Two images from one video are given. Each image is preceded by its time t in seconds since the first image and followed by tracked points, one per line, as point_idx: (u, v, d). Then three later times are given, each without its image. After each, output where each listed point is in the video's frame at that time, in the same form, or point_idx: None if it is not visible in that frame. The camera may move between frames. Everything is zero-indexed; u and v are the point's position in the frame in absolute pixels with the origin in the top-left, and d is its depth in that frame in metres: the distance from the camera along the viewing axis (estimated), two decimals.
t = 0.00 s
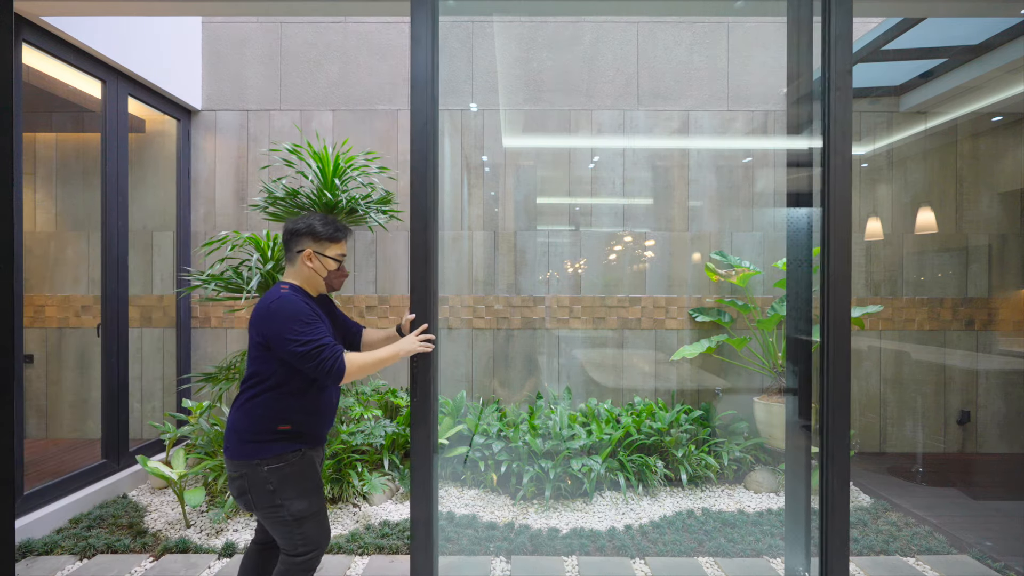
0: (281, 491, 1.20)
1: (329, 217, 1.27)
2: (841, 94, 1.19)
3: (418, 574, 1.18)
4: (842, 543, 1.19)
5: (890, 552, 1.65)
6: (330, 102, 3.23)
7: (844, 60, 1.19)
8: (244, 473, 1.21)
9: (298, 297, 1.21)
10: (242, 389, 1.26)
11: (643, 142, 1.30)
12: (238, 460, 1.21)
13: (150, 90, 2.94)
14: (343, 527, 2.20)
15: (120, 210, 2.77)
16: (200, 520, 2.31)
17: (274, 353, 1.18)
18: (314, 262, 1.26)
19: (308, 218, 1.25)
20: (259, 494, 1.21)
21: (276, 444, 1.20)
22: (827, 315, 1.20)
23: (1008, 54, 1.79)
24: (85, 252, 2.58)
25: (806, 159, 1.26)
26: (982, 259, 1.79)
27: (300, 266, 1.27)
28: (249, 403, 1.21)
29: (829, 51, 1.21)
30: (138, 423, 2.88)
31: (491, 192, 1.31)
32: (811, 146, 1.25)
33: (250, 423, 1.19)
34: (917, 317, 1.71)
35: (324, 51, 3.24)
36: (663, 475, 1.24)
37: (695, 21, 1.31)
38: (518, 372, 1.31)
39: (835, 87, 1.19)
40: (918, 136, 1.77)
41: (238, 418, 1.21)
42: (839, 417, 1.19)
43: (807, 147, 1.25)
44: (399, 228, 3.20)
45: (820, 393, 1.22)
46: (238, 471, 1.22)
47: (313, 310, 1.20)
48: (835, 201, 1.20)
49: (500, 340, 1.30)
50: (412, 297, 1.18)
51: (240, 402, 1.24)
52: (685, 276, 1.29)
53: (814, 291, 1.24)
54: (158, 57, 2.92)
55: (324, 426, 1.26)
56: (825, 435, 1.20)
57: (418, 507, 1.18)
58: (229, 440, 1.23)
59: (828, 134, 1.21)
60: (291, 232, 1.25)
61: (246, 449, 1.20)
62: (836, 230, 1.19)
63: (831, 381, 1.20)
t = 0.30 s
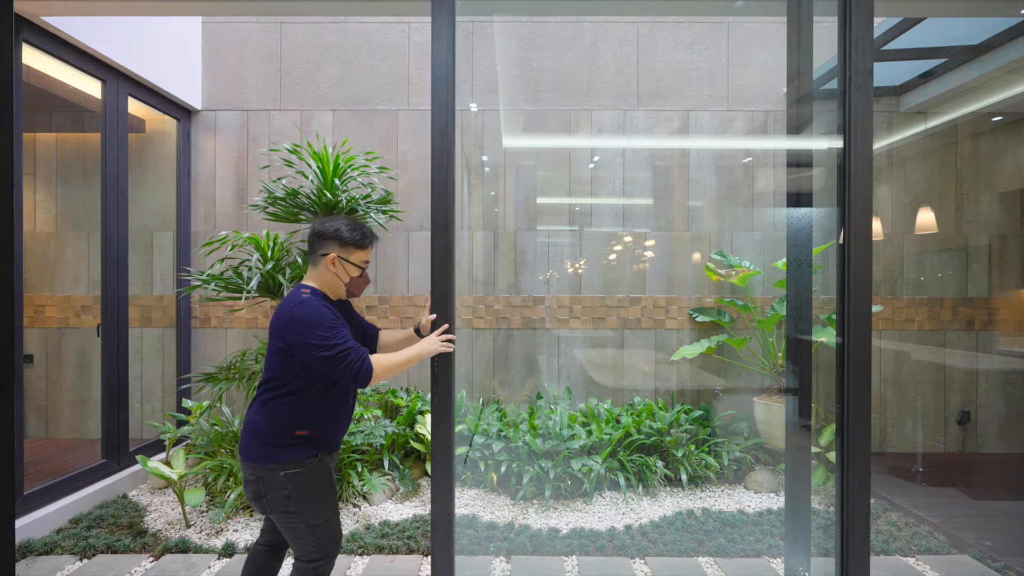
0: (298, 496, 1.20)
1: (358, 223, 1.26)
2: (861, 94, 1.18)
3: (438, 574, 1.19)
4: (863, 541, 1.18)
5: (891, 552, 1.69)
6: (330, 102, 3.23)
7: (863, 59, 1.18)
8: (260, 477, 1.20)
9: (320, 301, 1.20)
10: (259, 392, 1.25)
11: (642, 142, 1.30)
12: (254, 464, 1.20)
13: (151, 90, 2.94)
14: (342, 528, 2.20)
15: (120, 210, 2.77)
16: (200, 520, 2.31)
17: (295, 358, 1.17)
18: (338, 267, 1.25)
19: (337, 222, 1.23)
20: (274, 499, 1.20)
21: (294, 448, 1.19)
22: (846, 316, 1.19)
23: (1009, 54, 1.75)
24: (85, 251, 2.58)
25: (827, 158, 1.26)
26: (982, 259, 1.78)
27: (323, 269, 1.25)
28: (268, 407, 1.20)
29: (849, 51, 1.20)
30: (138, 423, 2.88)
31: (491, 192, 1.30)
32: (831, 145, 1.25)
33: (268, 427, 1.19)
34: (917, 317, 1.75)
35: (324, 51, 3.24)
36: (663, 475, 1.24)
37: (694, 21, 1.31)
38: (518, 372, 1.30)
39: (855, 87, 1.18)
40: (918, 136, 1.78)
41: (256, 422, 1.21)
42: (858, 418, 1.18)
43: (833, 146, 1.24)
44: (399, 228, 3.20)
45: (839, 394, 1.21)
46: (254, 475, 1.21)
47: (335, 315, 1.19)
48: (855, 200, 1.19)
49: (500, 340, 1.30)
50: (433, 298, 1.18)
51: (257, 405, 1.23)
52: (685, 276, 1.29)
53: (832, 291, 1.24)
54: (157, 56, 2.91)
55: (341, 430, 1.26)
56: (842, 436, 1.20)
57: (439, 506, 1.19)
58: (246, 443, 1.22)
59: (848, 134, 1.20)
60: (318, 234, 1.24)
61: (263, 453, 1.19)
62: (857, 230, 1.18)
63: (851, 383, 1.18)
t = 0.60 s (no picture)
0: (315, 499, 1.20)
1: (380, 217, 1.24)
2: (882, 95, 1.17)
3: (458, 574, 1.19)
4: (881, 542, 1.17)
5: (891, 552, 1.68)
6: (330, 102, 3.23)
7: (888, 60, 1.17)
8: (278, 479, 1.21)
9: (346, 299, 1.19)
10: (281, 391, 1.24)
11: (642, 142, 1.30)
12: (273, 465, 1.20)
13: (151, 90, 2.94)
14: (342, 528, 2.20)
15: (120, 210, 2.77)
16: (200, 520, 2.31)
17: (321, 357, 1.16)
18: (360, 263, 1.24)
19: (359, 216, 1.22)
20: (288, 502, 1.21)
21: (314, 451, 1.19)
22: (865, 316, 1.19)
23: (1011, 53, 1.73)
24: (85, 251, 2.58)
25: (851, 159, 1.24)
26: (982, 259, 1.82)
27: (345, 264, 1.24)
28: (290, 407, 1.19)
29: (872, 51, 1.19)
30: (138, 423, 2.88)
31: (492, 192, 1.28)
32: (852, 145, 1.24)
33: (290, 429, 1.18)
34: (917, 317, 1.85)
35: (324, 51, 3.24)
36: (663, 475, 1.23)
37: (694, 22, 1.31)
38: (518, 372, 1.29)
39: (875, 87, 1.17)
40: (918, 136, 1.83)
41: (277, 422, 1.20)
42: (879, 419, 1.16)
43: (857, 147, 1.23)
44: (399, 228, 3.20)
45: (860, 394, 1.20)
46: (272, 475, 1.21)
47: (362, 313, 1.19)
48: (877, 200, 1.17)
49: (500, 340, 1.28)
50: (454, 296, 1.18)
51: (279, 404, 1.22)
52: (685, 276, 1.29)
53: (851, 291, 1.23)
54: (157, 56, 2.91)
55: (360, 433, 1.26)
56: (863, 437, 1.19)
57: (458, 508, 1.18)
58: (266, 444, 1.21)
59: (868, 135, 1.19)
60: (340, 229, 1.22)
61: (283, 455, 1.19)
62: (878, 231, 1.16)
63: (871, 382, 1.17)
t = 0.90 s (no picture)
0: (319, 499, 1.21)
1: (399, 214, 1.24)
2: (906, 95, 1.20)
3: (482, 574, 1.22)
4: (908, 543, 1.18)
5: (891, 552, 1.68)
6: (330, 102, 3.23)
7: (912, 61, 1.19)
8: (286, 477, 1.23)
9: (367, 297, 1.20)
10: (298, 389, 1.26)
11: (642, 142, 1.30)
12: (284, 460, 1.22)
13: (151, 90, 2.94)
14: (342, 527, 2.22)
15: (120, 210, 2.77)
16: (200, 520, 2.31)
17: (340, 355, 1.18)
18: (379, 260, 1.25)
19: (378, 213, 1.22)
20: (292, 500, 1.23)
21: (323, 451, 1.20)
22: (887, 320, 1.21)
23: (1012, 52, 1.72)
24: (85, 251, 2.58)
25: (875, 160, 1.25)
26: (982, 259, 1.91)
27: (364, 262, 1.25)
28: (306, 406, 1.21)
29: (893, 53, 1.22)
30: (138, 423, 2.88)
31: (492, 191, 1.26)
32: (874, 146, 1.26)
33: (304, 428, 1.20)
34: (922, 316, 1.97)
35: (324, 52, 3.24)
36: (663, 475, 1.23)
37: (694, 21, 1.31)
38: (518, 372, 1.28)
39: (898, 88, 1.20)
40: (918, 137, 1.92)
41: (293, 420, 1.22)
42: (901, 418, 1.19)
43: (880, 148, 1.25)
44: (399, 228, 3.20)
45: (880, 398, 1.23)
46: (282, 472, 1.24)
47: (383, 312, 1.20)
48: (900, 202, 1.20)
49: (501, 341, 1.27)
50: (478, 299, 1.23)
51: (295, 403, 1.24)
52: (685, 276, 1.29)
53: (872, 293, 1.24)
54: (158, 56, 2.91)
55: (371, 437, 1.26)
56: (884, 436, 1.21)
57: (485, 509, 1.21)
58: (281, 441, 1.24)
59: (892, 136, 1.22)
60: (359, 226, 1.23)
61: (295, 451, 1.21)
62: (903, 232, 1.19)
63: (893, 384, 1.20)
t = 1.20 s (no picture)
0: (352, 502, 1.20)
1: (430, 218, 1.25)
2: (932, 93, 1.21)
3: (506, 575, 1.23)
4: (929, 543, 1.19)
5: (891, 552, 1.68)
6: (330, 102, 3.23)
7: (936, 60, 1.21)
8: (320, 477, 1.23)
9: (400, 300, 1.20)
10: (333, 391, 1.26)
11: (642, 142, 1.30)
12: (319, 461, 1.22)
13: (151, 90, 2.94)
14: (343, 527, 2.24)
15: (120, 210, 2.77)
16: (200, 520, 2.31)
17: (375, 358, 1.18)
18: (412, 264, 1.25)
19: (411, 217, 1.22)
20: (325, 500, 1.23)
21: (359, 455, 1.19)
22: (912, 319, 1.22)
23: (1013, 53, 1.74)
24: (85, 251, 2.58)
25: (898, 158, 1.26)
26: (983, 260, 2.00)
27: (397, 266, 1.25)
28: (341, 409, 1.21)
29: (918, 53, 1.23)
30: (138, 423, 2.88)
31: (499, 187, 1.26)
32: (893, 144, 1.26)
33: (339, 430, 1.20)
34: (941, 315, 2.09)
35: (324, 52, 3.24)
36: (662, 475, 1.24)
37: (695, 21, 1.30)
38: (518, 372, 1.27)
39: (924, 86, 1.22)
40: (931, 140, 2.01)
41: (327, 422, 1.22)
42: (925, 419, 1.20)
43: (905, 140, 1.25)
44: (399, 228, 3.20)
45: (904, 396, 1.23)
46: (315, 472, 1.25)
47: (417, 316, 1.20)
48: (926, 201, 1.21)
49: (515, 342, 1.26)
50: (504, 299, 1.26)
51: (330, 405, 1.24)
52: (685, 276, 1.29)
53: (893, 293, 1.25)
54: (157, 56, 2.91)
55: (405, 442, 1.25)
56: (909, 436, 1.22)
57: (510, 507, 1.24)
58: (316, 442, 1.24)
59: (916, 133, 1.23)
60: (392, 230, 1.23)
61: (331, 453, 1.20)
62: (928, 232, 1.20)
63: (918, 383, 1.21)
